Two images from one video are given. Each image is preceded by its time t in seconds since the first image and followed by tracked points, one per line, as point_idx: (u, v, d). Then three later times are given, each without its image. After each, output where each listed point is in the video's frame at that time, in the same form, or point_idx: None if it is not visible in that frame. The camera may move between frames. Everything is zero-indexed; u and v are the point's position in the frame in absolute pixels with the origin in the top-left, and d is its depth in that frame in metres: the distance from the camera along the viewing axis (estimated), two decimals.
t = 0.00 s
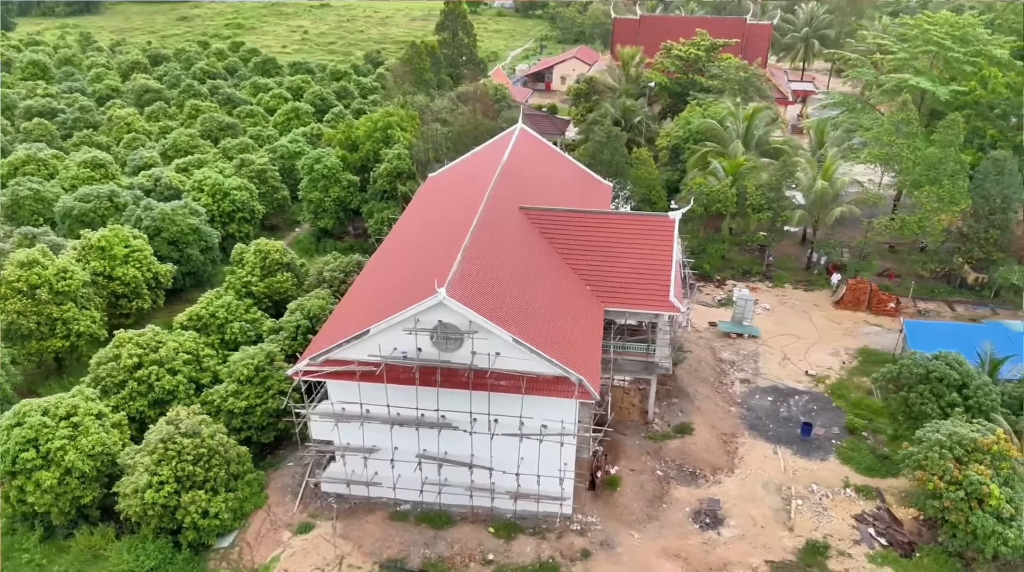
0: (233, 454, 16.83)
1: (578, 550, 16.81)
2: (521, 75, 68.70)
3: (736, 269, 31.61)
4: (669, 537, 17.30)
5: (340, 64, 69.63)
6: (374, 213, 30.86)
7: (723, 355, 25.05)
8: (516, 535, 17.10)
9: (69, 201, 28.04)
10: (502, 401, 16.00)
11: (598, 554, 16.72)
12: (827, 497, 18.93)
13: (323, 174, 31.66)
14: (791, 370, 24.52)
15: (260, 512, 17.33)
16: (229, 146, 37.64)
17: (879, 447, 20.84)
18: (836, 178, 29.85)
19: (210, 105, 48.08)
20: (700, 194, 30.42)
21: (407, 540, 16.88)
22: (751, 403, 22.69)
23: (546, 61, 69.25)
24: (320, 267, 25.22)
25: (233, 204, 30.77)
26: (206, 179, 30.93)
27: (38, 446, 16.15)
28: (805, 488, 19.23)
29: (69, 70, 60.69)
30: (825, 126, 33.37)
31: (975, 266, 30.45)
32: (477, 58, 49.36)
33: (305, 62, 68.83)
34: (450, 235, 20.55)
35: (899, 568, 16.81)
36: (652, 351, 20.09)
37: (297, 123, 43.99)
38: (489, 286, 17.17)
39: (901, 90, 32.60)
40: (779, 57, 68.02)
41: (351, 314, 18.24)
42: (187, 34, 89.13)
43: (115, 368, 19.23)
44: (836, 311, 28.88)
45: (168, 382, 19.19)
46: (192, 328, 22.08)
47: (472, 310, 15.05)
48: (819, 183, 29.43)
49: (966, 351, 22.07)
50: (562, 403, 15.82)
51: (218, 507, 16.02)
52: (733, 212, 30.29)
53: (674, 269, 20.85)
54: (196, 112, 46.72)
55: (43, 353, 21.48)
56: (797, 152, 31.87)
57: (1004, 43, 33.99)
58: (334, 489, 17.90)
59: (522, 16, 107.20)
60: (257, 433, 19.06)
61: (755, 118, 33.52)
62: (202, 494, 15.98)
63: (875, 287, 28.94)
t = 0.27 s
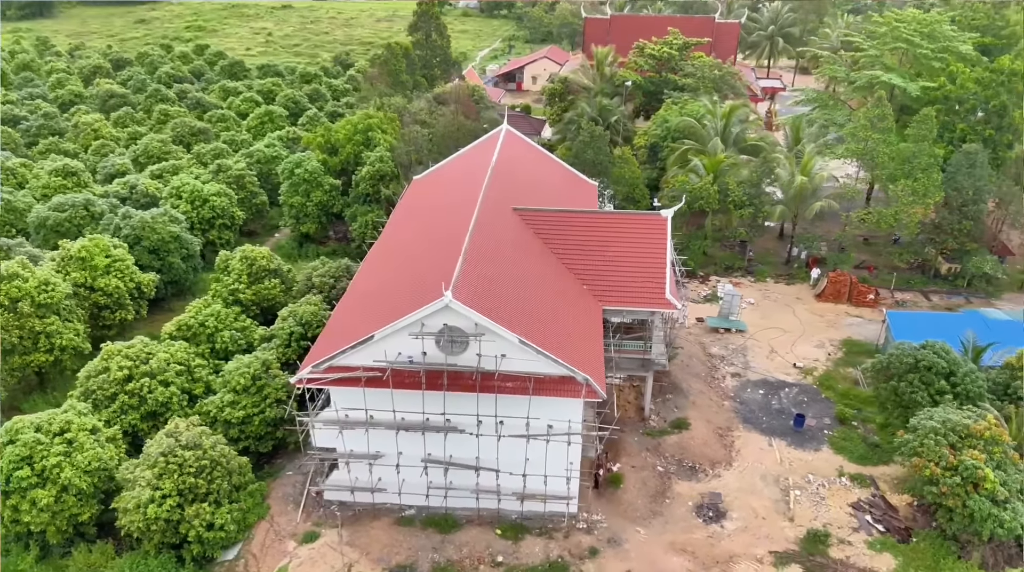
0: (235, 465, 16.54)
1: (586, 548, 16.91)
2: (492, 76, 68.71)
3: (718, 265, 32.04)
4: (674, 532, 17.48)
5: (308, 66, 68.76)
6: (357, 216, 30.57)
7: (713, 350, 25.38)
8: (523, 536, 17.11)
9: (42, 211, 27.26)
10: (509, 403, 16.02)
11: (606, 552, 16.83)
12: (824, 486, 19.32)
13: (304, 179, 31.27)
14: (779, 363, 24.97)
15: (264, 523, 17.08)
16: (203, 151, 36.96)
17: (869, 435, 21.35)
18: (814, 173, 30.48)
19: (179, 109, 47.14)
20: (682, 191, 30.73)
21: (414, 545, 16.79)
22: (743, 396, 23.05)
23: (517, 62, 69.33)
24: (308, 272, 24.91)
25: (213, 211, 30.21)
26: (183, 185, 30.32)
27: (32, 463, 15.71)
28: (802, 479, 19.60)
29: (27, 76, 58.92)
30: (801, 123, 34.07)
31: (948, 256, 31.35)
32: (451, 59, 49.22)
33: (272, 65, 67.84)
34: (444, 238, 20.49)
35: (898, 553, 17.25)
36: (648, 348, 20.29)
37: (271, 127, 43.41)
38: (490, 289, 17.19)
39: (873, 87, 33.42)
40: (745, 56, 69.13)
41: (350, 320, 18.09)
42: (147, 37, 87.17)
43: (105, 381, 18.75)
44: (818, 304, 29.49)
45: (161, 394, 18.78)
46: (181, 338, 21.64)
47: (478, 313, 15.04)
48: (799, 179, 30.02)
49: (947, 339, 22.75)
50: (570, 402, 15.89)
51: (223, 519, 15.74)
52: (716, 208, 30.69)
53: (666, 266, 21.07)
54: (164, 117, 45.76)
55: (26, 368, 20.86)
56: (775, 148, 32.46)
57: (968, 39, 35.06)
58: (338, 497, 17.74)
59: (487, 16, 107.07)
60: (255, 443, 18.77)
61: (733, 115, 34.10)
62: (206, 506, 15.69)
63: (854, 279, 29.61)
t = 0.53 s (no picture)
0: (241, 473, 16.36)
1: (596, 547, 16.97)
2: (472, 77, 68.60)
3: (709, 262, 32.31)
4: (682, 529, 17.63)
5: (286, 68, 68.08)
6: (348, 219, 30.36)
7: (708, 346, 25.62)
8: (533, 537, 17.14)
9: (26, 218, 26.69)
10: (519, 404, 16.03)
11: (616, 550, 16.91)
12: (824, 479, 19.61)
13: (293, 182, 30.97)
14: (774, 358, 25.29)
15: (271, 531, 16.92)
16: (187, 156, 36.45)
17: (865, 428, 21.73)
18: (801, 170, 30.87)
19: (158, 113, 46.41)
20: (672, 190, 30.93)
21: (425, 549, 16.74)
22: (741, 392, 23.31)
23: (497, 62, 69.32)
24: (303, 277, 24.69)
25: (201, 216, 29.79)
26: (170, 191, 29.88)
27: (33, 477, 15.38)
28: (803, 472, 19.87)
29: None
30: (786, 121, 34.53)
31: (932, 250, 31.97)
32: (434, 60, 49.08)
33: (249, 67, 67.04)
34: (445, 241, 20.47)
35: (901, 542, 17.56)
36: (649, 347, 20.43)
37: (254, 130, 42.94)
38: (495, 292, 17.21)
39: (856, 85, 33.99)
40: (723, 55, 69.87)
41: (354, 325, 17.99)
42: (118, 39, 85.63)
43: (102, 391, 18.41)
44: (808, 299, 29.91)
45: (161, 403, 18.50)
46: (177, 346, 21.34)
47: (488, 315, 15.03)
48: (787, 176, 30.43)
49: (938, 331, 23.19)
50: (580, 402, 15.95)
51: (232, 528, 15.55)
52: (706, 207, 30.98)
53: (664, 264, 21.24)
54: (144, 121, 45.02)
55: (18, 380, 20.40)
56: (762, 146, 32.86)
57: (946, 37, 35.81)
58: (345, 502, 17.62)
59: (463, 17, 106.85)
60: (258, 450, 18.58)
61: (720, 114, 34.50)
62: (215, 516, 15.48)
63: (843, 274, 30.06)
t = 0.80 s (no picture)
0: (250, 481, 16.19)
1: (607, 545, 17.06)
2: (452, 77, 68.40)
3: (699, 259, 32.61)
4: (691, 524, 17.78)
5: (263, 71, 67.32)
6: (339, 223, 30.14)
7: (704, 343, 25.86)
8: (544, 537, 17.18)
9: (10, 227, 26.12)
10: (530, 405, 16.07)
11: (627, 547, 17.01)
12: (826, 472, 19.91)
13: (283, 186, 30.66)
14: (769, 353, 25.61)
15: (280, 539, 16.78)
16: (171, 160, 35.90)
17: (862, 420, 22.11)
18: (788, 168, 31.31)
19: (137, 117, 45.63)
20: (662, 188, 31.14)
21: (437, 552, 16.69)
22: (739, 388, 23.58)
23: (477, 62, 69.23)
24: (299, 281, 24.47)
25: (189, 221, 29.38)
26: (157, 196, 29.42)
27: (38, 490, 15.08)
28: (804, 465, 20.15)
29: None
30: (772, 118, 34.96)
31: (916, 244, 32.59)
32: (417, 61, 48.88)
33: (226, 70, 66.15)
34: (445, 243, 20.46)
35: (904, 532, 17.88)
36: (651, 345, 20.59)
37: (237, 133, 42.44)
38: (501, 293, 17.26)
39: (839, 83, 34.55)
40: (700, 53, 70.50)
41: (359, 329, 17.91)
42: (88, 43, 83.96)
43: (102, 401, 18.09)
44: (798, 294, 30.32)
45: (162, 412, 18.24)
46: (174, 354, 21.05)
47: (499, 316, 15.06)
48: (775, 173, 30.80)
49: (930, 324, 23.64)
50: (590, 402, 16.03)
51: (243, 537, 15.39)
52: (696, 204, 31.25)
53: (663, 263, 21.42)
54: (122, 126, 44.22)
55: (10, 392, 19.95)
56: (749, 143, 33.23)
57: (924, 35, 36.52)
58: (355, 507, 17.52)
59: (439, 17, 106.44)
60: (263, 457, 18.40)
61: (706, 112, 34.84)
62: (226, 525, 15.30)
63: (831, 269, 30.55)
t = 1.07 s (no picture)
0: (260, 489, 16.03)
1: (618, 543, 17.15)
2: (432, 78, 68.22)
3: (690, 257, 32.89)
4: (699, 521, 17.94)
5: (240, 73, 66.53)
6: (331, 226, 29.90)
7: (700, 340, 26.09)
8: (555, 537, 17.22)
9: None
10: (542, 406, 16.10)
11: (638, 545, 17.11)
12: (827, 465, 20.21)
13: (273, 190, 30.34)
14: (764, 349, 25.94)
15: (290, 547, 16.65)
16: (155, 165, 35.31)
17: (859, 413, 22.48)
18: (775, 166, 31.72)
19: (115, 121, 44.81)
20: (653, 188, 31.38)
21: (449, 555, 16.65)
22: (737, 383, 23.85)
23: (456, 62, 69.12)
24: (295, 286, 24.24)
25: (178, 227, 28.95)
26: (144, 202, 28.92)
27: (44, 504, 14.79)
28: (806, 459, 20.43)
29: None
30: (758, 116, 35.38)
31: (900, 239, 33.20)
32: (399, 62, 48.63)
33: (202, 72, 65.18)
34: (447, 244, 20.43)
35: (906, 522, 18.21)
36: (653, 343, 20.75)
37: (220, 136, 41.90)
38: (508, 295, 17.28)
39: (822, 81, 35.06)
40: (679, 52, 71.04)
41: (365, 334, 17.80)
42: (57, 45, 82.21)
43: (102, 412, 17.77)
44: (788, 290, 30.73)
45: (165, 422, 17.97)
46: (171, 362, 20.74)
47: (511, 318, 15.08)
48: (764, 169, 31.18)
49: (921, 317, 24.09)
50: (601, 401, 16.11)
51: (255, 546, 15.23)
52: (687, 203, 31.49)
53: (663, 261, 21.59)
54: (100, 130, 43.40)
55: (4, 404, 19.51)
56: (736, 141, 33.61)
57: (902, 34, 37.19)
58: (364, 513, 17.41)
59: (415, 18, 105.97)
60: (268, 465, 18.21)
61: (694, 111, 35.14)
62: (238, 534, 15.13)
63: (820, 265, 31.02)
